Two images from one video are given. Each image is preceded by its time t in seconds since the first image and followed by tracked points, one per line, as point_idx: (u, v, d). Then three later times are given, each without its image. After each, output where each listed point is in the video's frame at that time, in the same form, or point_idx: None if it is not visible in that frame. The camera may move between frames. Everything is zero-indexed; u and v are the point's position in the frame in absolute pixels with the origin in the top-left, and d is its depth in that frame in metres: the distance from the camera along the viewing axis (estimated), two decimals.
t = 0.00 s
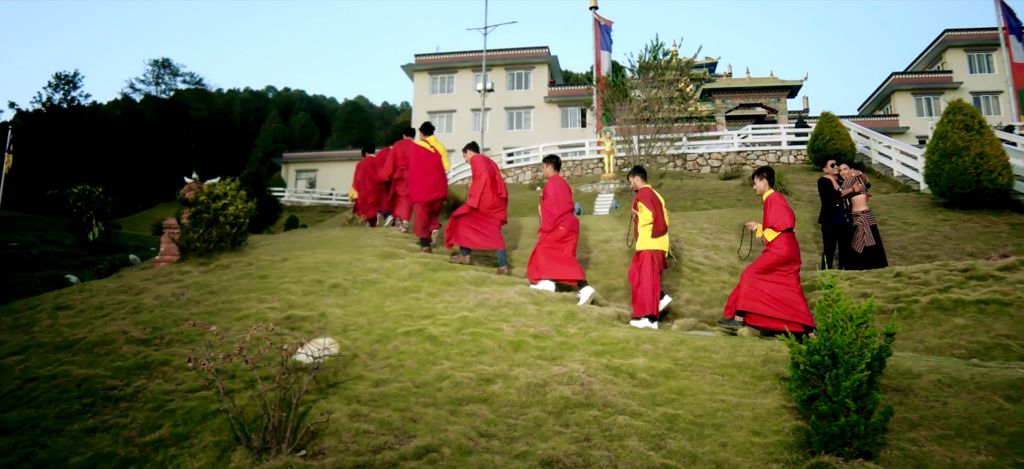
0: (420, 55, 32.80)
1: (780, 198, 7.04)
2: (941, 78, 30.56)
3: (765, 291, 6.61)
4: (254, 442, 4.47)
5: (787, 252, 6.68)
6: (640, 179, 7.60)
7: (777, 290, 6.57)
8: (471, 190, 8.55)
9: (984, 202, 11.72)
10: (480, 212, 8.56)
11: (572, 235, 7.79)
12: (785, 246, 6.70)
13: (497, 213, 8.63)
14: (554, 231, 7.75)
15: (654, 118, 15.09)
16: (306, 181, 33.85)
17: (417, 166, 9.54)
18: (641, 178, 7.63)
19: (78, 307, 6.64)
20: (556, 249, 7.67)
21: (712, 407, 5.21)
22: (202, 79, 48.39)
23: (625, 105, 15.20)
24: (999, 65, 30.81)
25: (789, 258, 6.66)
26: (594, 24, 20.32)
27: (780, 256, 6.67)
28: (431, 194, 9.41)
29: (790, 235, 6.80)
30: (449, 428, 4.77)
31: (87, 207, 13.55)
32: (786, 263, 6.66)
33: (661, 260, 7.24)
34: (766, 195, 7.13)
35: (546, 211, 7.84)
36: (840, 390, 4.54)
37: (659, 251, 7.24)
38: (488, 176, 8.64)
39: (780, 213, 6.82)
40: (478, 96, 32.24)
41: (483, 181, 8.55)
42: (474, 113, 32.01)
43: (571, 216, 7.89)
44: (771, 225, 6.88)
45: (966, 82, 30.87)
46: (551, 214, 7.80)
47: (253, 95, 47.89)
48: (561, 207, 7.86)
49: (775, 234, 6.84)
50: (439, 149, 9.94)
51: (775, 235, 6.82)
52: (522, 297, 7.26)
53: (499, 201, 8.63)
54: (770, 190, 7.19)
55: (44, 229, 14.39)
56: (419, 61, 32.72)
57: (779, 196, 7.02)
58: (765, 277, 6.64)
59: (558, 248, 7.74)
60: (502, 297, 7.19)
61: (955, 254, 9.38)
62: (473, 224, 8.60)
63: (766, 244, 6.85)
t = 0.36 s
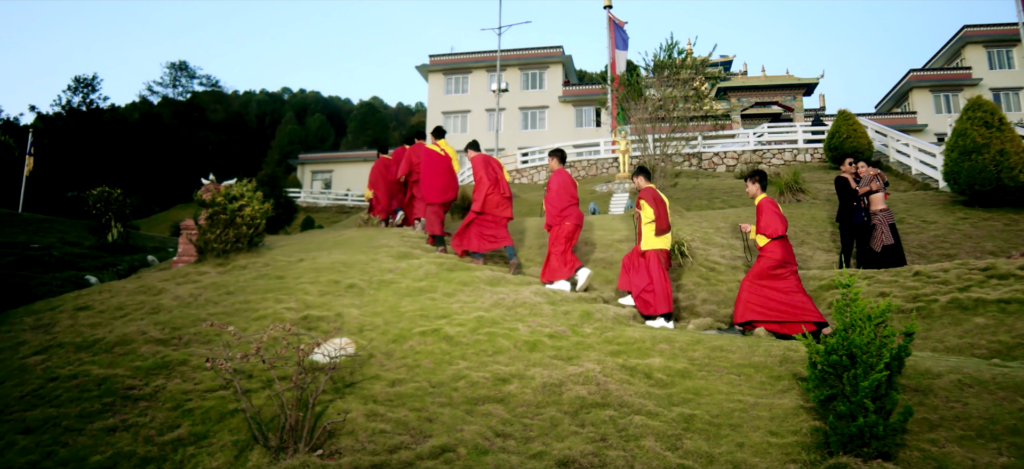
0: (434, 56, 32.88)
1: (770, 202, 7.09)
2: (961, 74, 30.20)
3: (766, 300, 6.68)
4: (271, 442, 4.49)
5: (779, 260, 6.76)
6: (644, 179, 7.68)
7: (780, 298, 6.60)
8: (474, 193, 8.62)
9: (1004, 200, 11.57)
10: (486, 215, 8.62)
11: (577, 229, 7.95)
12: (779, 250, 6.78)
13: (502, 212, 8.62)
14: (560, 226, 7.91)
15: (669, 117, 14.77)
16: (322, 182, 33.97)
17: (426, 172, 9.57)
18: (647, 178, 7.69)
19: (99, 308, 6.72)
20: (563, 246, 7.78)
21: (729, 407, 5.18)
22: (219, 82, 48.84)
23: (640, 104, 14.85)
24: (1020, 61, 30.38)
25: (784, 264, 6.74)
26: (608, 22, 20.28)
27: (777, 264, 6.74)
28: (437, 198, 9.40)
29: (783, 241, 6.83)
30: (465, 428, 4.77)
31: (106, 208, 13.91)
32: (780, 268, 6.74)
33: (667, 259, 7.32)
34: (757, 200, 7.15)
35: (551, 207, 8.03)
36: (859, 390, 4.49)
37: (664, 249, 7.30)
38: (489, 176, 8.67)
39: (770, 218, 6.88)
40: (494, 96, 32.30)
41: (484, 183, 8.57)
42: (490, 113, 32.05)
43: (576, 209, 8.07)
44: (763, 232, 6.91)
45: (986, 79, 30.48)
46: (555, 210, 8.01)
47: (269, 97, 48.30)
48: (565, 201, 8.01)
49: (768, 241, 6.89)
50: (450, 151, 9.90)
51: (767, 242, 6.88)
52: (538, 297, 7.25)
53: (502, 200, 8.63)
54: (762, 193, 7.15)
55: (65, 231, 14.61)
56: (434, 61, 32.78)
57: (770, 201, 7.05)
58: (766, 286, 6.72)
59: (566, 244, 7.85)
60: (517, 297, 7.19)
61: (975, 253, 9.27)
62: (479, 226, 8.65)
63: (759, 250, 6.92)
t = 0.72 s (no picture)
0: (452, 57, 32.96)
1: (761, 195, 7.08)
2: (985, 70, 29.75)
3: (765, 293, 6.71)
4: (292, 441, 4.52)
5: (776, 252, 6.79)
6: (647, 182, 7.73)
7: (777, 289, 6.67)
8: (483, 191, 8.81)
9: None
10: (496, 213, 8.73)
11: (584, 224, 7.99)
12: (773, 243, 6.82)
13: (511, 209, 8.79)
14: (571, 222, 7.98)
15: (689, 116, 14.07)
16: (341, 183, 34.18)
17: (440, 172, 9.59)
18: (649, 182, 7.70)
19: (122, 309, 6.80)
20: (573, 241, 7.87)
21: (750, 407, 5.14)
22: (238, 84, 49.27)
23: (658, 103, 14.29)
24: None
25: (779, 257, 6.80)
26: (626, 20, 20.24)
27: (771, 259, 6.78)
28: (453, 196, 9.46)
29: (774, 232, 6.87)
30: (484, 428, 4.77)
31: (129, 210, 14.05)
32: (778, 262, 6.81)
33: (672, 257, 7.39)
34: (750, 193, 7.18)
35: (558, 203, 8.09)
36: (881, 391, 4.44)
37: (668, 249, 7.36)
38: (495, 173, 8.86)
39: (761, 211, 6.87)
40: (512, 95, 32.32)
41: (492, 180, 8.75)
42: (508, 113, 32.08)
43: (584, 205, 8.06)
44: (755, 225, 6.94)
45: (1011, 74, 30.01)
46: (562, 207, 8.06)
47: (288, 99, 48.75)
48: (573, 198, 8.03)
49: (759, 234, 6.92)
50: (464, 154, 9.93)
51: (760, 236, 6.92)
52: (557, 297, 7.23)
53: (509, 196, 8.75)
54: (754, 186, 7.22)
55: (90, 232, 14.83)
56: (452, 61, 32.93)
57: (762, 195, 7.02)
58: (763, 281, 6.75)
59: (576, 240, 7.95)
60: (536, 297, 7.17)
61: (1000, 251, 9.13)
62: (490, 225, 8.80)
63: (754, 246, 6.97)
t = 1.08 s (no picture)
0: (467, 57, 33.01)
1: (763, 188, 7.09)
2: (1005, 66, 29.35)
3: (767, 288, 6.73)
4: (309, 441, 4.53)
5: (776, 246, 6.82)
6: (649, 176, 7.95)
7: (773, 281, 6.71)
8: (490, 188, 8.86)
9: None
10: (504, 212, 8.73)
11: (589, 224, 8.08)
12: (771, 239, 6.82)
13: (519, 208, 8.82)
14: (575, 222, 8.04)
15: (704, 115, 13.80)
16: (357, 184, 34.34)
17: (452, 168, 9.60)
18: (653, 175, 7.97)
19: (141, 309, 6.87)
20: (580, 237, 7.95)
21: (767, 408, 5.10)
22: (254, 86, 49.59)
23: (673, 102, 14.04)
24: None
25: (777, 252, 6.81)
26: (641, 19, 20.20)
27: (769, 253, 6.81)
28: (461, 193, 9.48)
29: (774, 226, 6.88)
30: (500, 428, 4.77)
31: (148, 212, 14.20)
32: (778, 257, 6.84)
33: (671, 251, 7.47)
34: (752, 187, 7.25)
35: (563, 203, 8.15)
36: (900, 391, 4.38)
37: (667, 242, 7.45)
38: (503, 171, 8.93)
39: (762, 205, 6.89)
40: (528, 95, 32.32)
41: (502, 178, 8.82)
42: (523, 113, 32.12)
43: (588, 205, 8.13)
44: (755, 218, 6.95)
45: None
46: (567, 207, 8.11)
47: (304, 101, 49.11)
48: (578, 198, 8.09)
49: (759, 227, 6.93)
50: (477, 149, 9.93)
51: (760, 229, 6.93)
52: (573, 297, 7.22)
53: (517, 195, 8.78)
54: (756, 180, 7.27)
55: (110, 234, 15.01)
56: (467, 61, 32.99)
57: (763, 188, 7.03)
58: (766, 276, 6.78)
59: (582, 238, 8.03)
60: (552, 297, 7.16)
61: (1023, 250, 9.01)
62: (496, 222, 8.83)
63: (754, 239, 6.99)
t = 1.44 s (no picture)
0: (485, 57, 33.11)
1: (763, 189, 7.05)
2: None
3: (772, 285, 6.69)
4: (329, 440, 4.55)
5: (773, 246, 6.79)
6: (656, 166, 7.98)
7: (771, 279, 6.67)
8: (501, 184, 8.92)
9: None
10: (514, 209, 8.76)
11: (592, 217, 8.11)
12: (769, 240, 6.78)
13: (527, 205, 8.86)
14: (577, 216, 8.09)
15: (723, 113, 13.53)
16: (375, 184, 34.52)
17: (465, 166, 9.61)
18: (659, 165, 8.00)
19: (163, 310, 6.95)
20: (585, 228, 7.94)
21: (788, 408, 5.06)
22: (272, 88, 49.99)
23: (691, 100, 13.81)
24: None
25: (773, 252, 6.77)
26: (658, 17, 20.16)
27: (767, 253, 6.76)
28: (474, 192, 9.51)
29: (772, 227, 6.83)
30: (520, 428, 4.77)
31: (169, 213, 14.37)
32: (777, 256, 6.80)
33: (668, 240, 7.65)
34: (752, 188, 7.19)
35: (568, 196, 8.20)
36: (923, 392, 4.32)
37: (665, 231, 7.65)
38: (513, 168, 9.01)
39: (760, 205, 6.84)
40: (545, 95, 32.31)
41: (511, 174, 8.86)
42: (540, 113, 32.11)
43: (592, 200, 8.16)
44: (754, 218, 6.91)
45: None
46: (570, 201, 8.18)
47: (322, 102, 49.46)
48: (582, 193, 8.15)
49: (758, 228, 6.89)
50: (492, 148, 9.96)
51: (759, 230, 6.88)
52: (591, 297, 7.20)
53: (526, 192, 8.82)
54: (756, 182, 7.22)
55: (132, 235, 15.22)
56: (485, 62, 33.11)
57: (763, 188, 6.98)
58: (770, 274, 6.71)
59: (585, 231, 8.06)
60: (571, 297, 7.15)
61: None
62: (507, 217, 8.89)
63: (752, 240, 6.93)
